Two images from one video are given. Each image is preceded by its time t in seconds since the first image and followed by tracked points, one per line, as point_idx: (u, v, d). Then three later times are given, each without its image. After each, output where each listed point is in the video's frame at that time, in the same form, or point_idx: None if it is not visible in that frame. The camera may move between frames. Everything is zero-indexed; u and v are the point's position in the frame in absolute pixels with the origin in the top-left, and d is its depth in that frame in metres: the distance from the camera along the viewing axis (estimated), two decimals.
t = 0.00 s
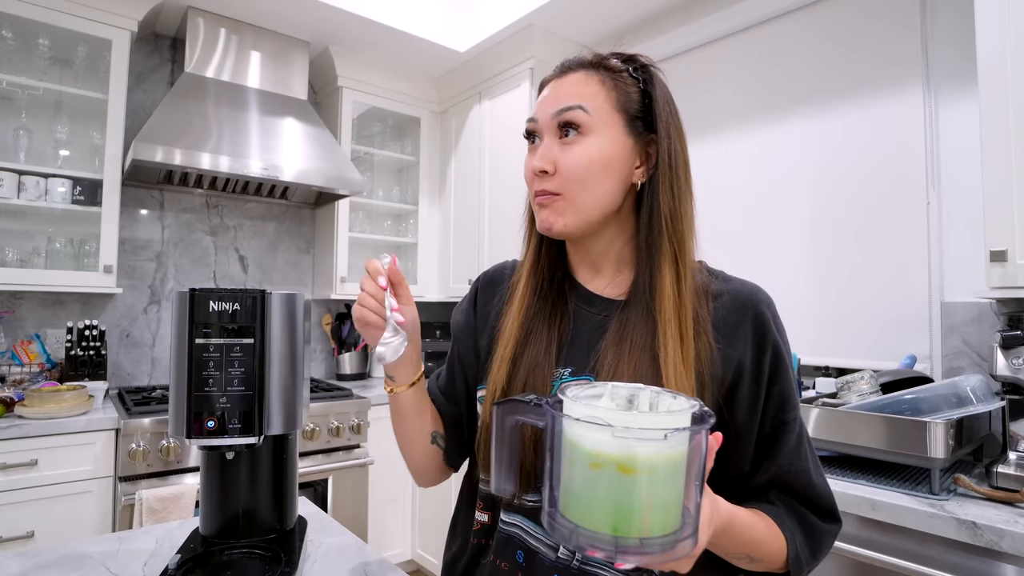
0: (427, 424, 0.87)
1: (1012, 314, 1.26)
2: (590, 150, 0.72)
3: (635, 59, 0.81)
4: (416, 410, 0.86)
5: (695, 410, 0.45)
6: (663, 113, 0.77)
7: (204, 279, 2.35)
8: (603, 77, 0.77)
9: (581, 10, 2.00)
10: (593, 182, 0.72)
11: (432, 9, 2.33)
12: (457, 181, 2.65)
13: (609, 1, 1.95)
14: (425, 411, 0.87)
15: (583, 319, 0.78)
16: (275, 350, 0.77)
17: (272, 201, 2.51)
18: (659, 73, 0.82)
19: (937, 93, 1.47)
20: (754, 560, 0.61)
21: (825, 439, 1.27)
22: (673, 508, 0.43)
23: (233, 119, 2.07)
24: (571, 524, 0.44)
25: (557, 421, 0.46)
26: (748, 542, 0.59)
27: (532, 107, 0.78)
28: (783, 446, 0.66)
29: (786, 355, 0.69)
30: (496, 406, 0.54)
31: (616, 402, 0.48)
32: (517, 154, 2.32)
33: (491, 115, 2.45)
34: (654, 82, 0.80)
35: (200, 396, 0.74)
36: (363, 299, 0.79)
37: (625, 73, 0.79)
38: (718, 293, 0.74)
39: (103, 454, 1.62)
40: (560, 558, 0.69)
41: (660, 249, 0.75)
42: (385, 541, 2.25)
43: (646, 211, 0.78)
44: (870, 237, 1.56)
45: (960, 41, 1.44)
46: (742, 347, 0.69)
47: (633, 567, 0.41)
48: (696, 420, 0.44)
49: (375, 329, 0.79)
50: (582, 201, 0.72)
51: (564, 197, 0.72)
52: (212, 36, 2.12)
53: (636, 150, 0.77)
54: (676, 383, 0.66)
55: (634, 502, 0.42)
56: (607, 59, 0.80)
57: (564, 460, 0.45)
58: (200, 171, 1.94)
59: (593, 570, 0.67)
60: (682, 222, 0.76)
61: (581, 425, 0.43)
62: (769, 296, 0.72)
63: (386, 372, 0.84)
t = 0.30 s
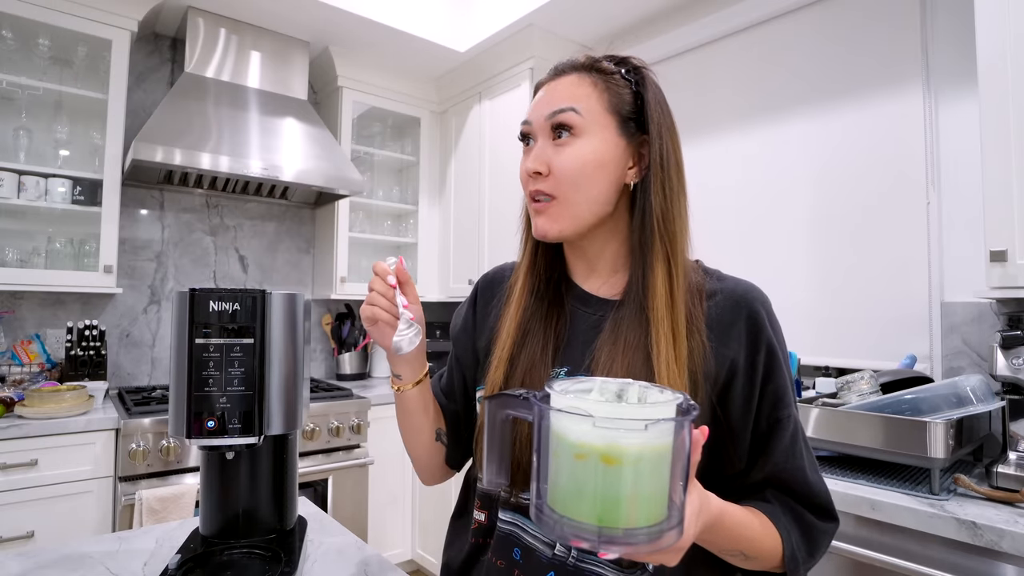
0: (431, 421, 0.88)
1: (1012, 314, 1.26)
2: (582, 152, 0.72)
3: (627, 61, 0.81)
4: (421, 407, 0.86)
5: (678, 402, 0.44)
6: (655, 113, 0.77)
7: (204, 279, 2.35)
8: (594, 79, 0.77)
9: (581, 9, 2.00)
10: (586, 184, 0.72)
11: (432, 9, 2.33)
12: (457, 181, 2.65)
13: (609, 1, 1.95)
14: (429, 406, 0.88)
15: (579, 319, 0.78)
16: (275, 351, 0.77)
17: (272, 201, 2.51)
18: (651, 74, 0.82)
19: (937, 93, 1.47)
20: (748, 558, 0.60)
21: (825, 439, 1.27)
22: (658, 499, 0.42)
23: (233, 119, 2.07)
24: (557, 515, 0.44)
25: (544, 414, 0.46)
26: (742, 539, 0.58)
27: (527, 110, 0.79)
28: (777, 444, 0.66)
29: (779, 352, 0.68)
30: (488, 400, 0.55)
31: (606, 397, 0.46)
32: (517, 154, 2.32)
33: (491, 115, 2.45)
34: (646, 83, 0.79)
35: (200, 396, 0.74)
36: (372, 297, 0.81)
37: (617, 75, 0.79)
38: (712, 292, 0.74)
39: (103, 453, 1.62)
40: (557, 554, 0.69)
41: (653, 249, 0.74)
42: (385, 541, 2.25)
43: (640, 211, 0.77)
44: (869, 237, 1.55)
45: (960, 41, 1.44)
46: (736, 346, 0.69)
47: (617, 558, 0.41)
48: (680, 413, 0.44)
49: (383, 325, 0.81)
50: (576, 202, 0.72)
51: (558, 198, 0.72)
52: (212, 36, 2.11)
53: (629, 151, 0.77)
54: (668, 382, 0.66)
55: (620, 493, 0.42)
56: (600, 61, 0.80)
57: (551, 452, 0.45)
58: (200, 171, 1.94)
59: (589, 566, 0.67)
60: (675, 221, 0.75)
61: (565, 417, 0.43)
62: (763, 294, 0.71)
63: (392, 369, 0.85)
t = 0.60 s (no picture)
0: (431, 419, 0.88)
1: (1012, 314, 1.26)
2: (577, 155, 0.72)
3: (620, 63, 0.82)
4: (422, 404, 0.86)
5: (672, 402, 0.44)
6: (649, 115, 0.77)
7: (204, 279, 2.35)
8: (588, 82, 0.77)
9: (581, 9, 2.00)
10: (581, 184, 0.72)
11: (432, 9, 2.33)
12: (457, 181, 2.65)
13: (610, 1, 1.95)
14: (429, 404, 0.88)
15: (576, 320, 0.78)
16: (275, 350, 0.77)
17: (272, 201, 2.51)
18: (645, 77, 0.82)
19: (937, 93, 1.47)
20: (743, 556, 0.60)
21: (825, 438, 1.27)
22: (650, 497, 0.42)
23: (233, 119, 2.07)
24: (550, 513, 0.44)
25: (537, 412, 0.46)
26: (736, 536, 0.58)
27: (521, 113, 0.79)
28: (771, 443, 0.66)
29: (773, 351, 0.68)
30: (484, 400, 0.55)
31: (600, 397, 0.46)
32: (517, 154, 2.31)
33: (491, 115, 2.45)
34: (640, 86, 0.79)
35: (200, 396, 0.74)
36: (376, 296, 0.81)
37: (612, 77, 0.79)
38: (706, 292, 0.74)
39: (103, 454, 1.62)
40: (554, 552, 0.69)
41: (647, 248, 0.74)
42: (385, 541, 2.25)
43: (634, 212, 0.77)
44: (868, 237, 1.56)
45: (960, 42, 1.44)
46: (730, 346, 0.69)
47: (609, 555, 0.41)
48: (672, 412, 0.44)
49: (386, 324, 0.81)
50: (571, 204, 0.72)
51: (553, 200, 0.72)
52: (212, 36, 2.11)
53: (623, 152, 0.77)
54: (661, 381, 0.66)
55: (612, 492, 0.42)
56: (594, 63, 0.80)
57: (544, 451, 0.45)
58: (200, 171, 1.94)
59: (584, 564, 0.67)
60: (668, 221, 0.75)
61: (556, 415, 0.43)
62: (757, 294, 0.71)
63: (392, 367, 0.85)
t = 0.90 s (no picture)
0: (431, 418, 0.87)
1: (1012, 314, 1.26)
2: (575, 155, 0.72)
3: (617, 64, 0.82)
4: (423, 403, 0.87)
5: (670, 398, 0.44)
6: (646, 115, 0.77)
7: (204, 279, 2.35)
8: (586, 83, 0.77)
9: (581, 9, 2.00)
10: (580, 184, 0.72)
11: (432, 9, 2.33)
12: (457, 181, 2.65)
13: (609, 1, 1.95)
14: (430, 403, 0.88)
15: (575, 320, 0.78)
16: (275, 350, 0.77)
17: (271, 201, 2.51)
18: (642, 78, 0.82)
19: (937, 93, 1.47)
20: (743, 554, 0.60)
21: (825, 439, 1.27)
22: (649, 492, 0.42)
23: (233, 119, 2.07)
24: (549, 507, 0.44)
25: (536, 408, 0.46)
26: (736, 534, 0.58)
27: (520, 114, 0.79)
28: (770, 440, 0.65)
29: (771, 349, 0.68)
30: (484, 398, 0.55)
31: (599, 394, 0.47)
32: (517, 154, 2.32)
33: (491, 115, 2.45)
34: (637, 87, 0.79)
35: (199, 396, 0.74)
36: (378, 294, 0.81)
37: (608, 79, 0.79)
38: (704, 291, 0.74)
39: (103, 454, 1.62)
40: (555, 551, 0.69)
41: (645, 248, 0.74)
42: (385, 541, 2.25)
43: (632, 212, 0.77)
44: (867, 237, 1.56)
45: (960, 41, 1.44)
46: (728, 345, 0.69)
47: (608, 549, 0.41)
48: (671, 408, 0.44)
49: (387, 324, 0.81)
50: (569, 204, 0.72)
51: (551, 200, 0.72)
52: (212, 36, 2.11)
53: (621, 153, 0.77)
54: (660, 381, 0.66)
55: (611, 486, 0.42)
56: (591, 65, 0.80)
57: (544, 447, 0.45)
58: (200, 171, 1.94)
59: (586, 563, 0.67)
60: (666, 221, 0.75)
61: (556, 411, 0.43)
62: (755, 293, 0.71)
63: (392, 366, 0.86)
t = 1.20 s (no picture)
0: (431, 417, 0.88)
1: (1012, 314, 1.26)
2: (576, 155, 0.72)
3: (617, 65, 0.82)
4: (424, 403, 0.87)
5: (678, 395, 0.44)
6: (646, 115, 0.77)
7: (204, 279, 2.35)
8: (586, 83, 0.77)
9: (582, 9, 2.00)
10: (580, 184, 0.72)
11: (431, 9, 2.33)
12: (457, 181, 2.64)
13: (609, 1, 1.95)
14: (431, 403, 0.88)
15: (577, 320, 0.78)
16: (275, 351, 0.77)
17: (271, 201, 2.51)
18: (642, 79, 0.81)
19: (937, 93, 1.47)
20: (748, 553, 0.60)
21: (825, 439, 1.27)
22: (658, 490, 0.42)
23: (233, 119, 2.07)
24: (559, 506, 0.44)
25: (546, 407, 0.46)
26: (741, 533, 0.58)
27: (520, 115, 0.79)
28: (773, 439, 0.66)
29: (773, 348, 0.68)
30: (490, 396, 0.55)
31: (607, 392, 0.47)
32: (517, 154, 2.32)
33: (491, 115, 2.45)
34: (637, 88, 0.79)
35: (199, 396, 0.74)
36: (380, 291, 0.81)
37: (608, 80, 0.79)
38: (705, 291, 0.74)
39: (103, 454, 1.62)
40: (557, 551, 0.69)
41: (646, 247, 0.74)
42: (385, 541, 2.25)
43: (631, 212, 0.77)
44: (867, 237, 1.56)
45: (960, 41, 1.44)
46: (730, 344, 0.69)
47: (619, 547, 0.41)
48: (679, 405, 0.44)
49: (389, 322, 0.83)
50: (570, 204, 0.72)
51: (552, 200, 0.72)
52: (212, 36, 2.11)
53: (621, 153, 0.77)
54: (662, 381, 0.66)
55: (621, 485, 0.42)
56: (591, 65, 0.80)
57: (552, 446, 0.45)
58: (200, 171, 1.94)
59: (588, 563, 0.67)
60: (667, 220, 0.75)
61: (567, 409, 0.43)
62: (756, 292, 0.71)
63: (392, 364, 0.86)
